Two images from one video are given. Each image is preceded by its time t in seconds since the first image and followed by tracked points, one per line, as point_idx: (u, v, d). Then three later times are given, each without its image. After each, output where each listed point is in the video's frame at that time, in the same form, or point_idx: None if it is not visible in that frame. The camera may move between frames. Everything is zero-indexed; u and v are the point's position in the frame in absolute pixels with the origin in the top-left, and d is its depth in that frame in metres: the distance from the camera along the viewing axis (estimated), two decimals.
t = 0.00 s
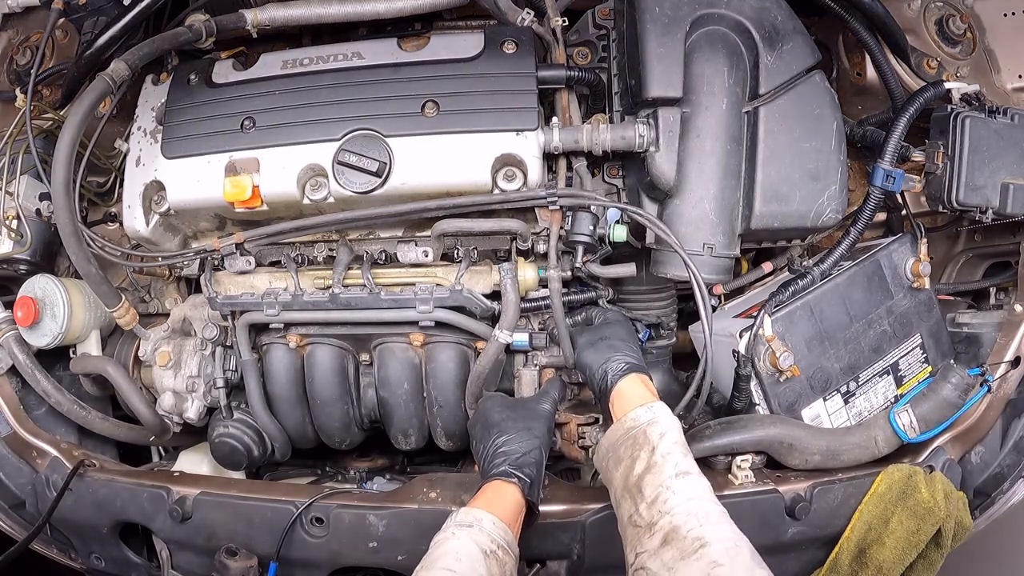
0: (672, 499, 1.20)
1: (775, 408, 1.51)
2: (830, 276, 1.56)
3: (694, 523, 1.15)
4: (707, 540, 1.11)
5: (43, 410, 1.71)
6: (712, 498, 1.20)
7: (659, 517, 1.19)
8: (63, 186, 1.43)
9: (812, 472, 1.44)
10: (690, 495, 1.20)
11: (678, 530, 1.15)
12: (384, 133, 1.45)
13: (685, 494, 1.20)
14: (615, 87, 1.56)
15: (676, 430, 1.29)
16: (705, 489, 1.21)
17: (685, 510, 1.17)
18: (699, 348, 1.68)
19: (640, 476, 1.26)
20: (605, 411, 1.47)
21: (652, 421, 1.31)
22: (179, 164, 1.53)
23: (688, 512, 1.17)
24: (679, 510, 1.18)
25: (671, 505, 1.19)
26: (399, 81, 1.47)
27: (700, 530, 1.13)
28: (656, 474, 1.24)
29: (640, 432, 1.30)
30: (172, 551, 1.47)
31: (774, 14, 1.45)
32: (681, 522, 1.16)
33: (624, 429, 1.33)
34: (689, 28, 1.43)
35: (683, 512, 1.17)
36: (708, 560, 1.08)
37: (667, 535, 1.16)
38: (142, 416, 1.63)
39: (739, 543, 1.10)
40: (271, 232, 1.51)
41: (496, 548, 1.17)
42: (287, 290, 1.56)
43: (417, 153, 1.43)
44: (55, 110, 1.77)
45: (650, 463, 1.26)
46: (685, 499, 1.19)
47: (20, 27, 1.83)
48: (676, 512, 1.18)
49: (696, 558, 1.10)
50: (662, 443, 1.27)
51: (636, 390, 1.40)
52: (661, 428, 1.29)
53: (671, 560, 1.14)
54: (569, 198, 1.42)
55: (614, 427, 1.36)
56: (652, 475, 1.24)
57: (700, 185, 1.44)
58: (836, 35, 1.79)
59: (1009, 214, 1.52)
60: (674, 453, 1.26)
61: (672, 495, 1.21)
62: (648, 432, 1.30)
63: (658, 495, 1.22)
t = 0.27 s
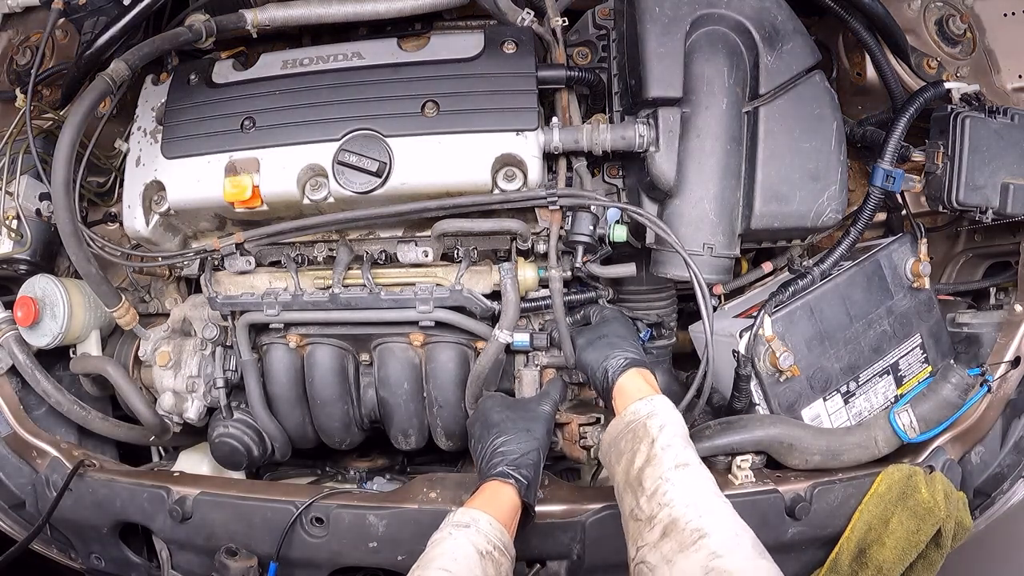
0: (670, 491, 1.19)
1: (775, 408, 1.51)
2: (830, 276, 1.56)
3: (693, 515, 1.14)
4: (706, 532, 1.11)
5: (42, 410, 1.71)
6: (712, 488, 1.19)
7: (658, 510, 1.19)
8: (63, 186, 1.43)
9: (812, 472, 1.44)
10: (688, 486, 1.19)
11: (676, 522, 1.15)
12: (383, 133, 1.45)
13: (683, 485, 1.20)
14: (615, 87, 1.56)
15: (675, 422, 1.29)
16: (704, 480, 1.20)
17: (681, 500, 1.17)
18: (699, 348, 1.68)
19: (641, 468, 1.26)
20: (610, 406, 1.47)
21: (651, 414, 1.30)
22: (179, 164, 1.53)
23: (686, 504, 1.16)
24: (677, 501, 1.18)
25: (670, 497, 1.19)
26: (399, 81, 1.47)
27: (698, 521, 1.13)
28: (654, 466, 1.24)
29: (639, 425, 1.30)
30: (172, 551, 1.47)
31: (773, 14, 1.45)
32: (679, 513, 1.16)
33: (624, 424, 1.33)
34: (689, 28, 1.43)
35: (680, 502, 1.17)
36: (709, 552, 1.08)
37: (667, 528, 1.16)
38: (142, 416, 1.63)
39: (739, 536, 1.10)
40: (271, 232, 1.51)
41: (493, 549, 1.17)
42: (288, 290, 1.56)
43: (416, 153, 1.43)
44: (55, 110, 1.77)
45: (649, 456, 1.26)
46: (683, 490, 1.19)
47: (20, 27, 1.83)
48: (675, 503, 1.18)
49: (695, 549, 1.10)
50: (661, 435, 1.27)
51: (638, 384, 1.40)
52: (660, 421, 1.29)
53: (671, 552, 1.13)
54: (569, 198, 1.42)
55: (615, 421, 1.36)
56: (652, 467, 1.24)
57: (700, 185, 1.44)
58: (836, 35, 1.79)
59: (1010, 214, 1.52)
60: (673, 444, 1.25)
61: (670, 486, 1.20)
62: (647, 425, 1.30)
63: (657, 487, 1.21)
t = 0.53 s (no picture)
0: (672, 499, 1.20)
1: (775, 408, 1.51)
2: (830, 276, 1.56)
3: (693, 523, 1.15)
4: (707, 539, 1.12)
5: (42, 410, 1.71)
6: (713, 497, 1.20)
7: (660, 518, 1.20)
8: (63, 186, 1.43)
9: (812, 472, 1.44)
10: (690, 495, 1.20)
11: (678, 530, 1.16)
12: (384, 133, 1.45)
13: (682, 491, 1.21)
14: (615, 87, 1.55)
15: (680, 430, 1.28)
16: (705, 488, 1.21)
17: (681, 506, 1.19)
18: (698, 348, 1.69)
19: (643, 476, 1.25)
20: (612, 410, 1.47)
21: (655, 421, 1.30)
22: (180, 164, 1.53)
23: (688, 511, 1.18)
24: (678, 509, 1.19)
25: (671, 505, 1.20)
26: (399, 81, 1.47)
27: (699, 529, 1.14)
28: (657, 474, 1.24)
29: (643, 433, 1.29)
30: (172, 551, 1.47)
31: (774, 14, 1.45)
32: (681, 521, 1.17)
33: (627, 430, 1.33)
34: (689, 28, 1.43)
35: (682, 509, 1.18)
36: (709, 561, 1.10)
37: (667, 535, 1.17)
38: (142, 416, 1.63)
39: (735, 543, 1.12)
40: (271, 232, 1.51)
41: (489, 548, 1.17)
42: (288, 290, 1.56)
43: (416, 153, 1.43)
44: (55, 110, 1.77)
45: (652, 464, 1.25)
46: (685, 498, 1.20)
47: (19, 26, 1.83)
48: (676, 511, 1.18)
49: (694, 557, 1.12)
50: (664, 443, 1.27)
51: (643, 389, 1.39)
52: (664, 429, 1.29)
53: (670, 560, 1.14)
54: (569, 198, 1.42)
55: (618, 427, 1.36)
56: (654, 475, 1.24)
57: (700, 185, 1.44)
58: (836, 35, 1.78)
59: (1010, 214, 1.52)
60: (677, 453, 1.25)
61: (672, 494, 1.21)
62: (651, 432, 1.29)
63: (659, 494, 1.22)
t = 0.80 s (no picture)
0: (664, 485, 1.20)
1: (776, 408, 1.51)
2: (830, 276, 1.56)
3: (686, 510, 1.15)
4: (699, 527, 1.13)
5: (42, 410, 1.71)
6: (707, 482, 1.20)
7: (652, 505, 1.20)
8: (63, 186, 1.43)
9: (812, 472, 1.44)
10: (682, 481, 1.20)
11: (670, 517, 1.16)
12: (384, 133, 1.45)
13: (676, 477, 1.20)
14: (615, 87, 1.55)
15: (673, 416, 1.28)
16: (699, 473, 1.21)
17: (673, 493, 1.19)
18: (698, 348, 1.69)
19: (637, 464, 1.26)
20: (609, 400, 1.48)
21: (648, 408, 1.30)
22: (180, 164, 1.53)
23: (680, 498, 1.18)
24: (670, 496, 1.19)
25: (664, 492, 1.20)
26: (399, 81, 1.47)
27: (690, 516, 1.14)
28: (650, 461, 1.24)
29: (636, 419, 1.30)
30: (172, 551, 1.47)
31: (774, 14, 1.45)
32: (673, 508, 1.17)
33: (621, 417, 1.33)
34: (689, 28, 1.43)
35: (674, 496, 1.18)
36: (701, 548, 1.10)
37: (660, 522, 1.17)
38: (142, 416, 1.63)
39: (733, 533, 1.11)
40: (271, 232, 1.51)
41: (486, 549, 1.17)
42: (288, 290, 1.56)
43: (416, 153, 1.43)
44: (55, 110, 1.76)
45: (645, 451, 1.26)
46: (677, 484, 1.20)
47: (20, 26, 1.82)
48: (668, 498, 1.18)
49: (687, 544, 1.12)
50: (657, 430, 1.27)
51: (635, 376, 1.40)
52: (657, 415, 1.29)
53: (663, 547, 1.15)
54: (569, 198, 1.42)
55: (613, 414, 1.36)
56: (647, 462, 1.24)
57: (700, 185, 1.44)
58: (837, 35, 1.78)
59: (1009, 214, 1.52)
60: (669, 439, 1.25)
61: (665, 481, 1.20)
62: (644, 419, 1.29)
63: (652, 482, 1.22)
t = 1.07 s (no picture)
0: (662, 500, 1.20)
1: (775, 408, 1.51)
2: (830, 276, 1.56)
3: (683, 524, 1.16)
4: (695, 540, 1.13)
5: (42, 410, 1.71)
6: (705, 496, 1.20)
7: (650, 519, 1.20)
8: (63, 186, 1.43)
9: (812, 472, 1.44)
10: (681, 495, 1.20)
11: (667, 531, 1.16)
12: (384, 133, 1.45)
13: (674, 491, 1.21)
14: (615, 87, 1.55)
15: (672, 430, 1.29)
16: (697, 487, 1.21)
17: (671, 507, 1.19)
18: (698, 349, 1.69)
19: (636, 478, 1.26)
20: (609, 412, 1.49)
21: (647, 421, 1.31)
22: (180, 164, 1.53)
23: (677, 511, 1.18)
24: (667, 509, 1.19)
25: (662, 506, 1.20)
26: (398, 81, 1.47)
27: (687, 531, 1.14)
28: (648, 475, 1.24)
29: (636, 433, 1.31)
30: (172, 551, 1.47)
31: (774, 14, 1.45)
32: (670, 523, 1.17)
33: (622, 431, 1.34)
34: (689, 28, 1.43)
35: (671, 510, 1.19)
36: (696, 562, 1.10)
37: (657, 537, 1.17)
38: (142, 416, 1.63)
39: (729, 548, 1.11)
40: (271, 232, 1.51)
41: (486, 549, 1.18)
42: (288, 290, 1.56)
43: (416, 153, 1.43)
44: (54, 110, 1.76)
45: (644, 465, 1.26)
46: (676, 498, 1.20)
47: (19, 26, 1.82)
48: (666, 512, 1.19)
49: (683, 559, 1.12)
50: (657, 444, 1.27)
51: (635, 388, 1.42)
52: (656, 429, 1.29)
53: (660, 561, 1.15)
54: (569, 198, 1.42)
55: (614, 428, 1.37)
56: (646, 476, 1.25)
57: (700, 185, 1.44)
58: (837, 35, 1.78)
59: (1010, 214, 1.52)
60: (668, 454, 1.26)
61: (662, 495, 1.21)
62: (644, 432, 1.30)
63: (650, 496, 1.22)
